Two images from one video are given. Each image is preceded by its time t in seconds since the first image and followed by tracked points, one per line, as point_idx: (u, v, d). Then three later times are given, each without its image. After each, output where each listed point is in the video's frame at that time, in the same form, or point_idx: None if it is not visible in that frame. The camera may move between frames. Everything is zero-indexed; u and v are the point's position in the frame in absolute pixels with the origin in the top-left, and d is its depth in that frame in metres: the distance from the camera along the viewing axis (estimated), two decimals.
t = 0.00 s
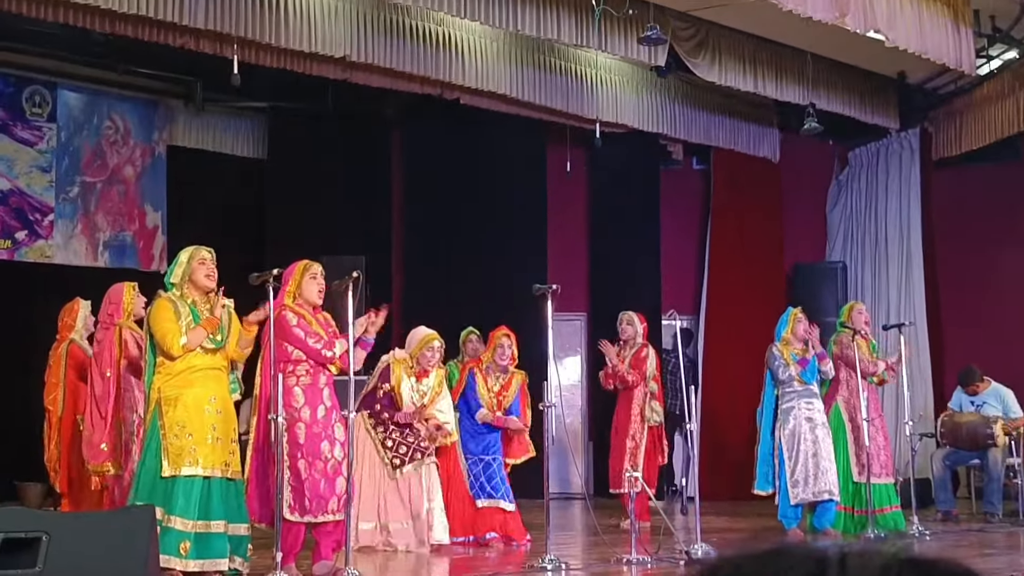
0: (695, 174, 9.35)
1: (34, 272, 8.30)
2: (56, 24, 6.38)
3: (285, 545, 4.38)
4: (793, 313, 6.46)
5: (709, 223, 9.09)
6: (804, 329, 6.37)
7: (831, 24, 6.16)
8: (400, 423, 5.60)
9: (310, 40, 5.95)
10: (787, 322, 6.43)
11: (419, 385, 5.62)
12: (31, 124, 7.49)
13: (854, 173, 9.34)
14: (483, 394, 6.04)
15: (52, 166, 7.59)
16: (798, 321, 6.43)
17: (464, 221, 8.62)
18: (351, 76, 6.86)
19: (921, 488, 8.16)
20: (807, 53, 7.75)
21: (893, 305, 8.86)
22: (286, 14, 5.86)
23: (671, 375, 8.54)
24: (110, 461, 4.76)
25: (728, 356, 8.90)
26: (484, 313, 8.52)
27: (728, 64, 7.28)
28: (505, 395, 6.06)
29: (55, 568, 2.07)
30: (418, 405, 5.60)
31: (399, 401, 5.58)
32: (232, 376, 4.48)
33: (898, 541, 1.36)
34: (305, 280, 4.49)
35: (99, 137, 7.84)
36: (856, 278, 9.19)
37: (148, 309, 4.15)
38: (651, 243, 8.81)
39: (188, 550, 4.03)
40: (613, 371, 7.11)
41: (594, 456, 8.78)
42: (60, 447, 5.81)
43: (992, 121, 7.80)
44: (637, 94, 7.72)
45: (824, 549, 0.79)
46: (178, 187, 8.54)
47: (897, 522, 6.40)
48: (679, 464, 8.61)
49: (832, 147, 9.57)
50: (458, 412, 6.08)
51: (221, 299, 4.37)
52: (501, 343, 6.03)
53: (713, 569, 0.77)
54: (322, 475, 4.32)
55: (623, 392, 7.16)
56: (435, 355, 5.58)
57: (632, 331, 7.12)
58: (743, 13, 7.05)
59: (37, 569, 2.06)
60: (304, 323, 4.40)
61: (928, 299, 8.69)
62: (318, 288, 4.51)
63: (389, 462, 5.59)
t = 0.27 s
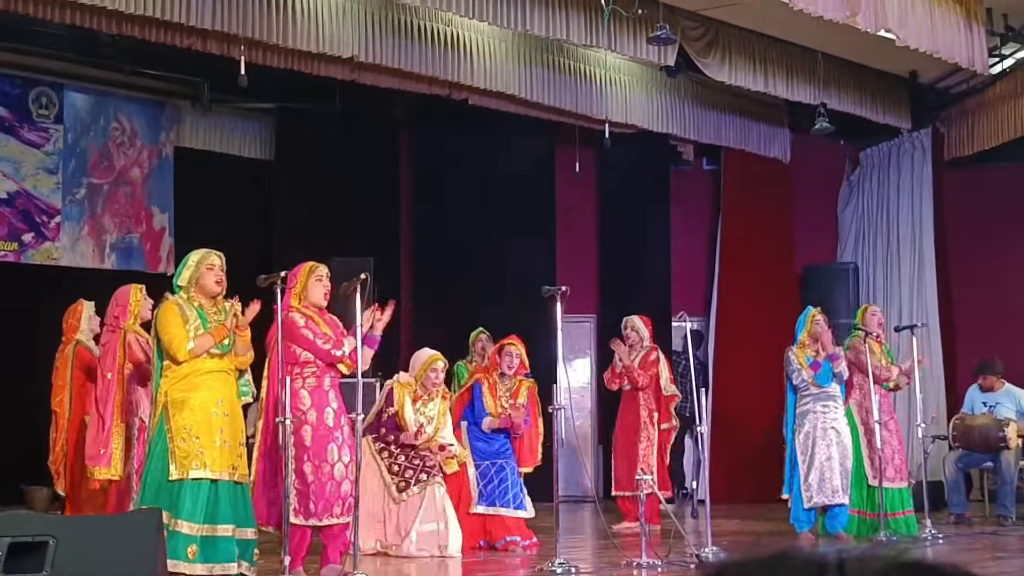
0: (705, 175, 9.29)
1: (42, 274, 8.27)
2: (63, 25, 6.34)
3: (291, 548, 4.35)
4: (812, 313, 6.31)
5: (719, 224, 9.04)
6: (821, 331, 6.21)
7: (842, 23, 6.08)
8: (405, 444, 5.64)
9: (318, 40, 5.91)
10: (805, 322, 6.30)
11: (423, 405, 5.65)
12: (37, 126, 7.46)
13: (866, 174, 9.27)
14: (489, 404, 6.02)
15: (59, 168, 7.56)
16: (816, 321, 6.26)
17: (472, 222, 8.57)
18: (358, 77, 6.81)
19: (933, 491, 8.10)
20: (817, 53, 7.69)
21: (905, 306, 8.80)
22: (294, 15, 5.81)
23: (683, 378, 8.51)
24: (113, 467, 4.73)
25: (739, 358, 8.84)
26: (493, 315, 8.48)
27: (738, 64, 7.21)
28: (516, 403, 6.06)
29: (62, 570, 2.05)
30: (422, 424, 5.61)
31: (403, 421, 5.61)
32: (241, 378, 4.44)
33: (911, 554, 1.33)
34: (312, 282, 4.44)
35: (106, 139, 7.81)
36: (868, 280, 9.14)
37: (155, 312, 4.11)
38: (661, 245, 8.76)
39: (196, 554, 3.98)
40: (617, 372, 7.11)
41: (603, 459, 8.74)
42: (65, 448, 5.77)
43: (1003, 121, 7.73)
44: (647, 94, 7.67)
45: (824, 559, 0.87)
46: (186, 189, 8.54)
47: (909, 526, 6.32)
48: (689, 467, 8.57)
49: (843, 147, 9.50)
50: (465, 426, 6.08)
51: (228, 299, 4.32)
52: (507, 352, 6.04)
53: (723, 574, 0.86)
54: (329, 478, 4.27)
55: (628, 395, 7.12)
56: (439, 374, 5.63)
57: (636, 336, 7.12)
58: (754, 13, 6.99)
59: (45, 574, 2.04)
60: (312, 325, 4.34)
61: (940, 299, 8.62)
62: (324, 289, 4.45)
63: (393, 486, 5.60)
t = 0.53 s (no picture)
0: (723, 170, 9.26)
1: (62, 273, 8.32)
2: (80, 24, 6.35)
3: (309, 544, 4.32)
4: (835, 310, 6.29)
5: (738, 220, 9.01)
6: (844, 325, 6.21)
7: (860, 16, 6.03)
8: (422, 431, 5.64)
9: (335, 37, 5.90)
10: (829, 319, 6.29)
11: (438, 386, 5.60)
12: (56, 125, 7.49)
13: (885, 168, 9.24)
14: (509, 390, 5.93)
15: (78, 167, 7.58)
16: (840, 317, 6.24)
17: (490, 219, 8.57)
18: (375, 74, 6.81)
19: (954, 485, 8.06)
20: (836, 47, 7.63)
21: (925, 301, 8.76)
22: (311, 12, 5.80)
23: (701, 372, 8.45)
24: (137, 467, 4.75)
25: (757, 353, 8.82)
26: (510, 311, 8.47)
27: (756, 58, 7.17)
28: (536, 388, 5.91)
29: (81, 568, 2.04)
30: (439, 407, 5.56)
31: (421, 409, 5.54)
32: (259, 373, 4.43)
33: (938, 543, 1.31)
34: (328, 276, 4.40)
35: (125, 137, 7.83)
36: (887, 275, 9.10)
37: (174, 308, 4.12)
38: (679, 240, 8.73)
39: (216, 550, 3.99)
40: (634, 367, 7.11)
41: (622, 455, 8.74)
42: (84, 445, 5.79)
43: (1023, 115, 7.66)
44: (665, 88, 7.64)
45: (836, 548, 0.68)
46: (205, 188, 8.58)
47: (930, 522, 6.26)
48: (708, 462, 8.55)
49: (862, 141, 9.45)
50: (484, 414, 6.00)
51: (246, 296, 4.33)
52: (527, 337, 5.91)
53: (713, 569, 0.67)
54: (348, 472, 4.27)
55: (641, 392, 7.11)
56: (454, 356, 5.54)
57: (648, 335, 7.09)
58: (771, 7, 6.94)
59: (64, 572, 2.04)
60: (328, 320, 4.33)
61: (961, 294, 8.58)
62: (340, 282, 4.41)
63: (410, 462, 5.67)
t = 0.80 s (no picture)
0: (747, 160, 9.22)
1: (89, 269, 8.38)
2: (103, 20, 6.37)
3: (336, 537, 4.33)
4: (863, 300, 6.31)
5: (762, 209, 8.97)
6: (873, 317, 6.18)
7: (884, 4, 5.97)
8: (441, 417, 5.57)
9: (357, 31, 5.90)
10: (856, 310, 6.29)
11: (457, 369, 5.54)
12: (80, 121, 7.53)
13: (908, 157, 9.17)
14: (531, 383, 5.93)
15: (103, 162, 7.62)
16: (868, 309, 6.25)
17: (513, 211, 8.57)
18: (398, 67, 6.81)
19: (981, 475, 8.00)
20: (860, 35, 7.57)
21: (950, 290, 8.69)
22: (334, 6, 5.80)
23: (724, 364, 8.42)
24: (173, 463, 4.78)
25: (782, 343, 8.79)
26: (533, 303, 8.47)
27: (779, 48, 7.13)
28: (559, 380, 5.92)
29: (107, 562, 2.12)
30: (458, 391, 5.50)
31: (439, 390, 5.51)
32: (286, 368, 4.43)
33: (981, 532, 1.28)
34: (350, 274, 4.39)
35: (149, 133, 7.87)
36: (912, 264, 9.04)
37: (200, 305, 4.13)
38: (701, 230, 8.71)
39: (242, 544, 4.01)
40: (660, 359, 7.10)
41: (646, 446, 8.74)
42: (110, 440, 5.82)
43: None
44: (688, 79, 7.61)
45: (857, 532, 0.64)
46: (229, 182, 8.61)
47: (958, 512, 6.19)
48: (734, 453, 8.53)
49: (886, 130, 9.39)
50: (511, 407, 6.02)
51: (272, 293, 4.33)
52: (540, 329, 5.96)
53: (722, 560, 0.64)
54: (372, 467, 4.27)
55: (664, 384, 7.10)
56: (469, 333, 5.50)
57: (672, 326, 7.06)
58: None
59: (91, 564, 2.11)
60: (351, 320, 4.34)
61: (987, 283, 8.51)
62: (363, 281, 4.41)
63: (428, 467, 5.67)
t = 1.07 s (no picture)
0: (762, 153, 9.17)
1: (105, 264, 8.43)
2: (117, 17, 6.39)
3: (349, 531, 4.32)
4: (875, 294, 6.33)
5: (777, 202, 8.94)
6: (885, 310, 6.18)
7: None
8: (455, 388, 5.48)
9: (370, 26, 5.91)
10: (868, 304, 6.29)
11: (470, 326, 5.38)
12: (95, 117, 7.57)
13: (923, 149, 9.12)
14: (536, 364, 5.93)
15: (117, 158, 7.66)
16: (879, 302, 6.28)
17: (526, 205, 8.57)
18: (410, 62, 6.81)
19: (997, 467, 7.96)
20: (874, 27, 7.53)
21: (966, 282, 8.64)
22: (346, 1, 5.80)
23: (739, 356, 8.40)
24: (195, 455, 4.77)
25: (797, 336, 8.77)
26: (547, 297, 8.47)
27: (793, 40, 7.10)
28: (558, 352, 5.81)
29: (123, 558, 2.12)
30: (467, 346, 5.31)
31: (449, 351, 5.36)
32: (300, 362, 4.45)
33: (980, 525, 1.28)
34: (364, 263, 4.42)
35: (163, 129, 7.90)
36: (928, 256, 8.98)
37: (215, 298, 4.14)
38: (715, 223, 8.69)
39: (258, 537, 4.03)
40: (671, 350, 7.08)
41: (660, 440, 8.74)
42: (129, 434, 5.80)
43: None
44: (701, 72, 7.58)
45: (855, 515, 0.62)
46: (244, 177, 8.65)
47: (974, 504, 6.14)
48: (749, 447, 8.52)
49: (901, 121, 9.34)
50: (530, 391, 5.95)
51: (287, 287, 4.36)
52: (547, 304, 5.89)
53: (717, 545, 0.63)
54: (384, 459, 4.28)
55: (677, 375, 7.07)
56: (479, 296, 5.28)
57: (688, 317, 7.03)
58: None
59: (106, 559, 2.12)
60: (362, 308, 4.35)
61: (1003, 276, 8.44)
62: (376, 270, 4.44)
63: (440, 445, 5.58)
